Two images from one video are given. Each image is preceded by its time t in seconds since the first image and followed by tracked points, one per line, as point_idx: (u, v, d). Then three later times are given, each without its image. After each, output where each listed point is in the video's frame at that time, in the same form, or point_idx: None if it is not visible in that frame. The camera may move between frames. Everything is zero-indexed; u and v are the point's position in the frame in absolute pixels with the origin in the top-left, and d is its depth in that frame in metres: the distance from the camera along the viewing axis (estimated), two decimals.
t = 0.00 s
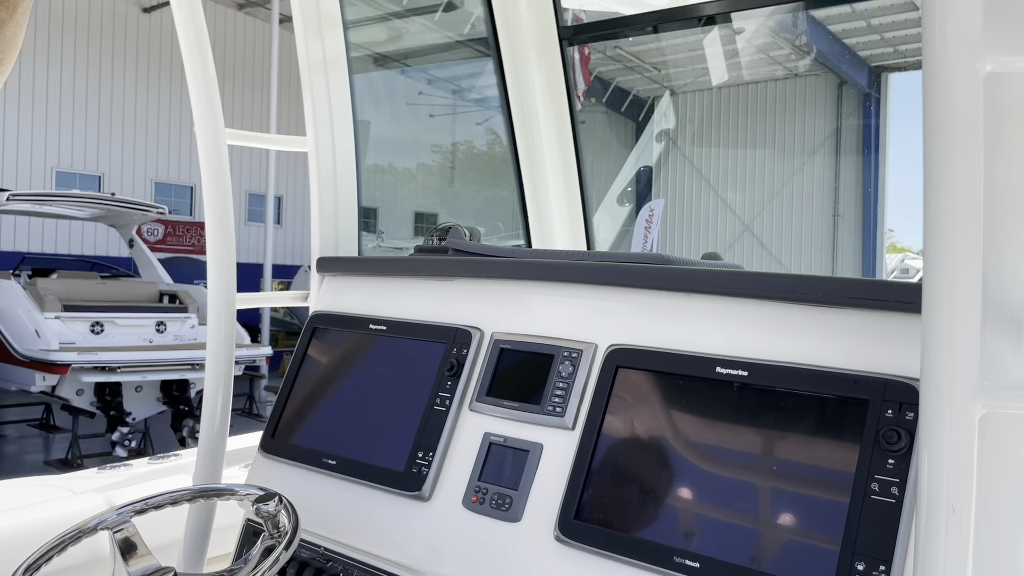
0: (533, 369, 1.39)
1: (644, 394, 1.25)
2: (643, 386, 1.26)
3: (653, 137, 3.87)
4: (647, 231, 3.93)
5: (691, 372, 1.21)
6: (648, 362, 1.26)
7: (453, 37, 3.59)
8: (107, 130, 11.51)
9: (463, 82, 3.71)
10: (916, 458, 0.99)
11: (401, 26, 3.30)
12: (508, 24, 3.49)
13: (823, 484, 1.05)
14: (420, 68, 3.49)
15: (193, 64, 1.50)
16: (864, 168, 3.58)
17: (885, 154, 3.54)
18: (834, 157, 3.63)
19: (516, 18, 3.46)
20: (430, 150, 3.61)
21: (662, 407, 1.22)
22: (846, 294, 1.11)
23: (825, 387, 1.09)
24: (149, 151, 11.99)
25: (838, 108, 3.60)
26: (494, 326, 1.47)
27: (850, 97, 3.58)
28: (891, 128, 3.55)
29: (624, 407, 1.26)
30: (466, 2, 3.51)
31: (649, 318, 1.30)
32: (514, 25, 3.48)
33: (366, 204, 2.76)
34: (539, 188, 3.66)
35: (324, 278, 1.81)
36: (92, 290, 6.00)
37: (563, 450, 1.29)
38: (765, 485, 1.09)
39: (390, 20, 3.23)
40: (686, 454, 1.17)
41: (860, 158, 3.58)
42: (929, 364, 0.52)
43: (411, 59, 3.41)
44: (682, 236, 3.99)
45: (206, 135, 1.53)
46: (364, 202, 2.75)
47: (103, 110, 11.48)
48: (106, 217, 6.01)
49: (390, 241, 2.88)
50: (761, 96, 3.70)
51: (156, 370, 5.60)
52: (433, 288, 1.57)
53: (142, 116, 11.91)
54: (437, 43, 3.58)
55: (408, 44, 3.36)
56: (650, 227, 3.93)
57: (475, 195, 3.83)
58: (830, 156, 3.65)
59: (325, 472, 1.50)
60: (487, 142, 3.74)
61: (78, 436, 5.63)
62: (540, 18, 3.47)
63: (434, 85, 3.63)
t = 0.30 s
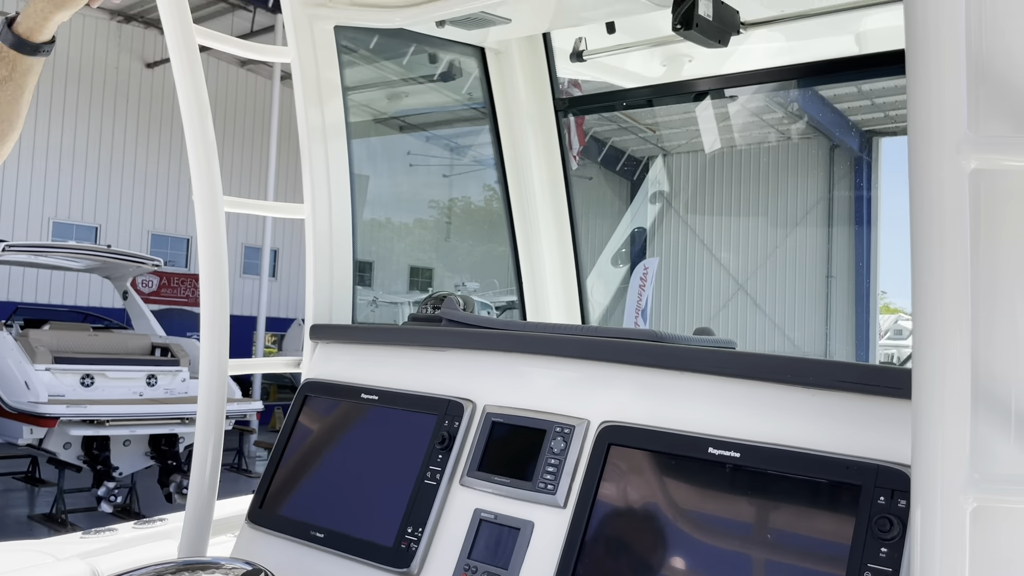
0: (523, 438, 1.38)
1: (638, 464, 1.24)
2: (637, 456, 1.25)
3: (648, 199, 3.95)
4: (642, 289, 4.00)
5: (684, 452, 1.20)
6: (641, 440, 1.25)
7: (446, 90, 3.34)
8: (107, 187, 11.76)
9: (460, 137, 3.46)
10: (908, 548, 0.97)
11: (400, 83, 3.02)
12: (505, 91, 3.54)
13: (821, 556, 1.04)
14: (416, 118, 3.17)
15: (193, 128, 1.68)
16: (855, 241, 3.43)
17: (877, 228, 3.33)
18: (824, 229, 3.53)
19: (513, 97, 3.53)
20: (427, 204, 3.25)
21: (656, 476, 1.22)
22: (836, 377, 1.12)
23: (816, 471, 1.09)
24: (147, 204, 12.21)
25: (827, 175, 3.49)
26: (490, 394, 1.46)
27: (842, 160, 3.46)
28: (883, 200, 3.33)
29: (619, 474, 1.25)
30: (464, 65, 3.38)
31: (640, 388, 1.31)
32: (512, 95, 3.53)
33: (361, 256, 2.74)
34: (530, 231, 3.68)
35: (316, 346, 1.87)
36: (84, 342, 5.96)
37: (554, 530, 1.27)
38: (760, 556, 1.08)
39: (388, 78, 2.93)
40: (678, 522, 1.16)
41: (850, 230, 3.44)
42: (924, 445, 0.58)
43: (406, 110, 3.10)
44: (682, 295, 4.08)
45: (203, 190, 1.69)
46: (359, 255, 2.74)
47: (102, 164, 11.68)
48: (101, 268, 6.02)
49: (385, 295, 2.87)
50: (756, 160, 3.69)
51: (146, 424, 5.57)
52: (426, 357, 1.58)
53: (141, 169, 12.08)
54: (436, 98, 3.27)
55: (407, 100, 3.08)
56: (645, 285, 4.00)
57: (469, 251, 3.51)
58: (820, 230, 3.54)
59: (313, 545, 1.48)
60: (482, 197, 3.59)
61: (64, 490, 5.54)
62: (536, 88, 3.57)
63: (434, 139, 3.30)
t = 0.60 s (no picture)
0: (516, 517, 1.61)
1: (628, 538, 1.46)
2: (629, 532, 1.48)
3: (640, 259, 3.86)
4: (634, 347, 3.93)
5: (679, 536, 1.40)
6: (644, 522, 1.46)
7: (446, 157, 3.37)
8: (102, 242, 12.20)
9: (456, 196, 3.46)
10: None
11: (399, 145, 3.08)
12: (499, 155, 3.59)
13: None
14: (413, 175, 3.18)
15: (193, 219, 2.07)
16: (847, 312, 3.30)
17: (867, 298, 3.23)
18: (816, 301, 3.43)
19: (508, 160, 3.58)
20: (421, 258, 3.25)
21: (650, 550, 1.44)
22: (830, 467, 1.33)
23: (809, 559, 1.27)
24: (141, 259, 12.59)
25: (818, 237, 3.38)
26: (492, 475, 1.71)
27: (832, 221, 3.33)
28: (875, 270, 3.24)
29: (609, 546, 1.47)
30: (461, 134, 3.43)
31: (640, 473, 1.54)
32: (507, 160, 3.58)
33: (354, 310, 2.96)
34: (522, 288, 3.71)
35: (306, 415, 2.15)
36: (71, 395, 5.93)
37: None
38: None
39: (388, 144, 3.05)
40: None
41: (841, 302, 3.32)
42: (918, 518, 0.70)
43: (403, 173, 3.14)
44: (672, 360, 3.92)
45: (199, 268, 2.09)
46: (351, 308, 2.95)
47: (97, 221, 12.12)
48: (91, 320, 6.00)
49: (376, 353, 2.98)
50: (746, 225, 3.61)
51: (130, 479, 5.52)
52: (425, 434, 1.84)
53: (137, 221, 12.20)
54: (435, 162, 3.30)
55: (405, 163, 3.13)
56: (637, 342, 3.93)
57: (462, 306, 3.48)
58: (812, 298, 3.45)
59: None
60: (479, 254, 3.60)
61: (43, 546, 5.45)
62: (531, 157, 3.66)
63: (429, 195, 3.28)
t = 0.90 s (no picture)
0: None
1: None
2: None
3: (631, 314, 3.91)
4: (624, 402, 3.94)
5: None
6: None
7: (438, 216, 3.35)
8: (91, 288, 12.22)
9: (448, 250, 3.44)
10: None
11: (393, 205, 3.10)
12: (492, 226, 3.61)
13: None
14: (407, 229, 3.19)
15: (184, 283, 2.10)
16: (836, 378, 3.34)
17: (856, 364, 3.26)
18: (806, 363, 3.47)
19: (501, 223, 3.61)
20: (413, 309, 3.26)
21: None
22: (822, 546, 1.34)
23: None
24: (130, 307, 12.62)
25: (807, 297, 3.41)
26: (482, 550, 1.75)
27: (821, 278, 3.36)
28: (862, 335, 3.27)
29: None
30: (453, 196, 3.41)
31: (630, 549, 1.56)
32: (500, 229, 3.61)
33: (343, 361, 2.95)
34: (512, 350, 3.68)
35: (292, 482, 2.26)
36: (54, 446, 5.85)
37: None
38: None
39: (382, 202, 3.07)
40: None
41: (830, 366, 3.36)
42: (909, 527, 0.90)
43: (398, 230, 3.16)
44: (662, 415, 3.90)
45: (189, 330, 2.12)
46: (341, 358, 2.94)
47: (86, 268, 12.15)
48: (77, 369, 5.96)
49: (364, 403, 2.99)
50: (735, 284, 3.65)
51: (111, 533, 5.46)
52: (417, 502, 1.91)
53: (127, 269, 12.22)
54: (429, 221, 3.30)
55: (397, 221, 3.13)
56: (627, 398, 3.94)
57: (453, 357, 3.47)
58: (803, 362, 3.48)
59: None
60: (472, 305, 3.59)
61: None
62: (522, 218, 3.69)
63: (422, 242, 3.28)
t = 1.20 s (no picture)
0: None
1: None
2: None
3: (621, 362, 3.87)
4: (613, 451, 3.87)
5: None
6: None
7: (428, 267, 3.37)
8: (78, 329, 12.14)
9: (439, 296, 3.45)
10: None
11: (385, 255, 3.12)
12: (483, 277, 3.62)
13: None
14: (398, 277, 3.21)
15: (171, 335, 2.15)
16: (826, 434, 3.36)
17: (846, 421, 3.30)
18: (794, 417, 3.46)
19: (492, 278, 3.61)
20: (403, 351, 3.24)
21: None
22: None
23: None
24: (118, 349, 12.54)
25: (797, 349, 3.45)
26: None
27: (810, 325, 3.38)
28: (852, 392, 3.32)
29: None
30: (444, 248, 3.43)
31: None
32: (490, 276, 3.62)
33: (331, 405, 2.93)
34: (501, 399, 3.65)
35: (276, 539, 2.36)
36: (36, 489, 5.76)
37: None
38: None
39: (375, 252, 3.08)
40: None
41: (820, 422, 3.37)
42: None
43: (389, 278, 3.16)
44: (653, 466, 3.80)
45: (176, 383, 2.14)
46: (328, 404, 2.92)
47: (75, 308, 12.10)
48: (61, 412, 5.90)
49: (351, 447, 2.98)
50: (724, 334, 3.64)
51: None
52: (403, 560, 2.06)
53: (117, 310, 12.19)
54: (421, 269, 3.32)
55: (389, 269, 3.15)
56: (617, 446, 3.87)
57: (442, 402, 3.44)
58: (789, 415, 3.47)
59: None
60: (463, 349, 3.59)
61: None
62: (514, 270, 3.69)
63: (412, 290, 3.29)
